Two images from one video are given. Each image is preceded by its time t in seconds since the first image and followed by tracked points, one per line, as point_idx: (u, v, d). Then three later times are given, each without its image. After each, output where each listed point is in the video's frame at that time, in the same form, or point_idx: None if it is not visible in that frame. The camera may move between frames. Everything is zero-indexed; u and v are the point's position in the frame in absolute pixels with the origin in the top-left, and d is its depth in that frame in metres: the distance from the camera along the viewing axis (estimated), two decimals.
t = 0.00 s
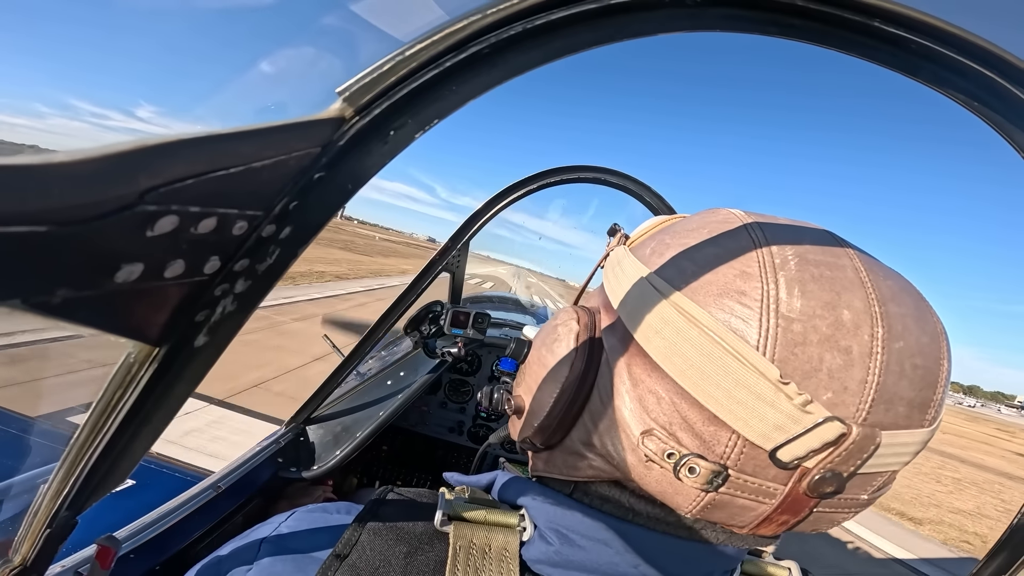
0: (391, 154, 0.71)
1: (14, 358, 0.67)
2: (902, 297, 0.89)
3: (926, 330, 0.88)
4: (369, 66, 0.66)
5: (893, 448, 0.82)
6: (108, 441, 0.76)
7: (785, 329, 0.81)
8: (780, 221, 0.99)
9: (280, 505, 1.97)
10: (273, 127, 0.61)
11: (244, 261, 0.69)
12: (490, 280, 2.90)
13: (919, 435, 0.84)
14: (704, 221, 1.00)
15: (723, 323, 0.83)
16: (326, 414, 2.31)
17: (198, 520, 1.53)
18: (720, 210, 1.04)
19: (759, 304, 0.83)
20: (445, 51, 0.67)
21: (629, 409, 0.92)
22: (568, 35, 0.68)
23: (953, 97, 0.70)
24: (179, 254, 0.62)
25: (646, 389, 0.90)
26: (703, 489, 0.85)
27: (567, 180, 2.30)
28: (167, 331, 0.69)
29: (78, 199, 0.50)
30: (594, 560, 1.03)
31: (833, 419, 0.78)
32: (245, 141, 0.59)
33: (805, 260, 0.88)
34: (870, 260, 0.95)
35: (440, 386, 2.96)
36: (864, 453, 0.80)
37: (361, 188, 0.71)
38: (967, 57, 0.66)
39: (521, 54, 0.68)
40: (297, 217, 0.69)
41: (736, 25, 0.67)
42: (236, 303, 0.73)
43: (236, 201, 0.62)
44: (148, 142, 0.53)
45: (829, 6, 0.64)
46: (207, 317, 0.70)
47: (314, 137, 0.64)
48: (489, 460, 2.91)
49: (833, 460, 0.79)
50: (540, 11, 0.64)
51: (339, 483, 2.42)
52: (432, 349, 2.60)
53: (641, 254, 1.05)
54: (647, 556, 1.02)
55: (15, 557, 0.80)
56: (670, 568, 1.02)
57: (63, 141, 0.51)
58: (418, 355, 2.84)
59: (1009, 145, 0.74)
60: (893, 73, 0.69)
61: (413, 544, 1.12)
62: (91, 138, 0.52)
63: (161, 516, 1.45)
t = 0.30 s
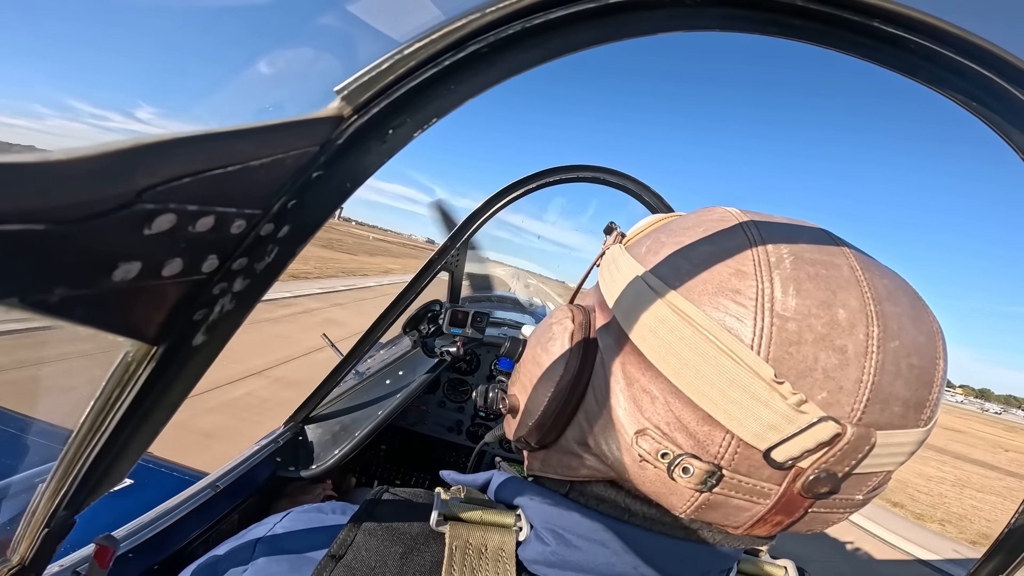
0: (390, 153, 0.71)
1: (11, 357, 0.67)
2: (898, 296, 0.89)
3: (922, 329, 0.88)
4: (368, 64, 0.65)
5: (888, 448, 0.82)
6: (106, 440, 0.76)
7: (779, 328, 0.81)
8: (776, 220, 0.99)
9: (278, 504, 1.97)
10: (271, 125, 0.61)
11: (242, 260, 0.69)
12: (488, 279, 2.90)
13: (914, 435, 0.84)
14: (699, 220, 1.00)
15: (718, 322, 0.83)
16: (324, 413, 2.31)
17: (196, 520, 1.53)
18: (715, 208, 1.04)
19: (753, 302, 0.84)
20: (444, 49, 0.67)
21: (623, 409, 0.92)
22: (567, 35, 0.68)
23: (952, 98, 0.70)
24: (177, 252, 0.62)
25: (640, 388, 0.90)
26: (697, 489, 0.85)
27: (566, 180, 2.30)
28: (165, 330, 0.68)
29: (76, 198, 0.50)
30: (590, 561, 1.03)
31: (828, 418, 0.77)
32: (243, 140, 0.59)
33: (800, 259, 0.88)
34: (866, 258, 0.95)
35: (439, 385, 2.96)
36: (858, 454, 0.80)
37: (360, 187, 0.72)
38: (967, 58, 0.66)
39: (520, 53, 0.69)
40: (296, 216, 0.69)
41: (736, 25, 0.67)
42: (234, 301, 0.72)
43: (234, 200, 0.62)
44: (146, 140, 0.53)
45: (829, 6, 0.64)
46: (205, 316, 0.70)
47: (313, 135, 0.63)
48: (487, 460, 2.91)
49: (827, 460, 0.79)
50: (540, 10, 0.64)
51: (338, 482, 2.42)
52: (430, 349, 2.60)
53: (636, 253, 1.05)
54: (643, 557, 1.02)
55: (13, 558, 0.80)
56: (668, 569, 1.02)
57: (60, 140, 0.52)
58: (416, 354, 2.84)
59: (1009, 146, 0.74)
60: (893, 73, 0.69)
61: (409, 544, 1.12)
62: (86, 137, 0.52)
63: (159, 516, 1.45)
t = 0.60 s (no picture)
0: (390, 154, 0.71)
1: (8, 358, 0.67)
2: (891, 292, 0.89)
3: (916, 325, 0.89)
4: (368, 65, 0.66)
5: (883, 444, 0.82)
6: (103, 442, 0.76)
7: (773, 325, 0.81)
8: (772, 219, 0.99)
9: (277, 504, 1.97)
10: (270, 126, 0.61)
11: (241, 261, 0.69)
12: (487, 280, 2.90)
13: (910, 431, 0.84)
14: (695, 218, 1.01)
15: (712, 319, 0.83)
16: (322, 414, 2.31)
17: (196, 521, 1.53)
18: (710, 207, 1.04)
19: (747, 299, 0.84)
20: (444, 50, 0.67)
21: (620, 407, 0.92)
22: (568, 35, 0.68)
23: (950, 98, 0.71)
24: (176, 253, 0.61)
25: (637, 386, 0.90)
26: (694, 486, 0.85)
27: (564, 180, 2.30)
28: (163, 331, 0.68)
29: (75, 199, 0.50)
30: (590, 561, 1.04)
31: (823, 414, 0.78)
32: (242, 140, 0.59)
33: (794, 256, 0.88)
34: (859, 255, 0.95)
35: (437, 386, 2.96)
36: (854, 450, 0.80)
37: (359, 188, 0.71)
38: (964, 58, 0.66)
39: (520, 53, 0.68)
40: (294, 217, 0.69)
41: (734, 25, 0.67)
42: (232, 302, 0.72)
43: (233, 201, 0.62)
44: (145, 141, 0.53)
45: (828, 6, 0.64)
46: (203, 317, 0.70)
47: (312, 136, 0.63)
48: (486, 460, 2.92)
49: (824, 456, 0.79)
50: (539, 10, 0.64)
51: (337, 483, 2.42)
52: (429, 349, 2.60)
53: (632, 252, 1.05)
54: (642, 557, 1.02)
55: (11, 560, 0.80)
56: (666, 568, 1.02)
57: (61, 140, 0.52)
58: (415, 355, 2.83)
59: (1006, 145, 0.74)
60: (891, 73, 0.69)
61: (408, 544, 1.12)
62: (87, 138, 0.53)
63: (157, 516, 1.45)
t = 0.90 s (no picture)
0: (386, 157, 0.71)
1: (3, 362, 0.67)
2: (891, 293, 0.90)
3: (916, 326, 0.89)
4: (364, 68, 0.65)
5: (885, 442, 0.83)
6: (99, 445, 0.75)
7: (776, 323, 0.82)
8: (775, 223, 0.99)
9: (275, 507, 1.96)
10: (267, 129, 0.61)
11: (237, 264, 0.69)
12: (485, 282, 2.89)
13: (911, 429, 0.84)
14: (697, 221, 1.01)
15: (717, 318, 0.84)
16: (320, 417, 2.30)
17: (192, 524, 1.53)
18: (713, 211, 1.05)
19: (751, 299, 0.84)
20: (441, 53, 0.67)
21: (625, 405, 0.92)
22: (564, 38, 0.68)
23: (943, 101, 0.71)
24: (172, 256, 0.61)
25: (641, 384, 0.90)
26: (699, 483, 0.85)
27: (561, 183, 2.30)
28: (159, 335, 0.68)
29: (68, 201, 0.49)
30: (590, 561, 1.04)
31: (827, 411, 0.77)
32: (239, 143, 0.59)
33: (796, 258, 0.88)
34: (859, 257, 0.95)
35: (435, 388, 2.95)
36: (857, 446, 0.80)
37: (355, 191, 0.71)
38: (956, 61, 0.66)
39: (516, 57, 0.69)
40: (290, 220, 0.69)
41: (729, 27, 0.67)
42: (228, 305, 0.72)
43: (229, 204, 0.62)
44: (141, 143, 0.53)
45: (822, 9, 0.64)
46: (199, 320, 0.70)
47: (309, 139, 0.63)
48: (484, 463, 2.91)
49: (828, 453, 0.79)
50: (535, 13, 0.64)
51: (334, 486, 2.41)
52: (427, 352, 2.60)
53: (636, 254, 1.05)
54: (643, 559, 1.02)
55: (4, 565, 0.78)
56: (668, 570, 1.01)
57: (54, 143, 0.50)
58: (412, 358, 2.82)
59: (1001, 146, 0.74)
60: (885, 76, 0.70)
61: (408, 547, 1.12)
62: (84, 140, 0.51)
63: (154, 520, 1.44)
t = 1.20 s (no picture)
0: (384, 157, 0.71)
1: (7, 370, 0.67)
2: (898, 288, 0.90)
3: (923, 320, 0.89)
4: (359, 68, 0.65)
5: (895, 437, 0.82)
6: (104, 450, 0.75)
7: (786, 318, 0.82)
8: (780, 218, 0.99)
9: (281, 509, 1.97)
10: (264, 132, 0.61)
11: (237, 267, 0.69)
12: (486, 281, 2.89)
13: (921, 424, 0.84)
14: (702, 216, 1.01)
15: (726, 312, 0.83)
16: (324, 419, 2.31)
17: (200, 528, 1.53)
18: (717, 206, 1.04)
19: (759, 293, 0.84)
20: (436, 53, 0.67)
21: (632, 401, 0.91)
22: (560, 36, 0.68)
23: (939, 95, 0.70)
24: (172, 261, 0.61)
25: (649, 380, 0.90)
26: (710, 480, 0.85)
27: (560, 180, 2.30)
28: (161, 340, 0.68)
29: (67, 208, 0.50)
30: (595, 559, 1.04)
31: (838, 406, 0.77)
32: (237, 146, 0.59)
33: (804, 252, 0.88)
34: (865, 252, 0.95)
35: (437, 388, 2.95)
36: (869, 442, 0.80)
37: (354, 192, 0.71)
38: (951, 54, 0.66)
39: (511, 55, 0.68)
40: (290, 222, 0.69)
41: (725, 23, 0.67)
42: (230, 309, 0.72)
43: (227, 207, 0.62)
44: (139, 148, 0.53)
45: (818, 3, 0.64)
46: (201, 324, 0.70)
47: (307, 141, 0.63)
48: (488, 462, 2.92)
49: (839, 449, 0.79)
50: (530, 12, 0.64)
51: (338, 487, 2.41)
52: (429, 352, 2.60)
53: (640, 250, 1.05)
54: (648, 558, 1.01)
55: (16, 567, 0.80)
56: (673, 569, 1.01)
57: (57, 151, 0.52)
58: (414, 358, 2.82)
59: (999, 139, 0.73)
60: (881, 71, 0.69)
61: (413, 548, 1.12)
62: (82, 145, 0.52)
63: (163, 523, 1.45)
